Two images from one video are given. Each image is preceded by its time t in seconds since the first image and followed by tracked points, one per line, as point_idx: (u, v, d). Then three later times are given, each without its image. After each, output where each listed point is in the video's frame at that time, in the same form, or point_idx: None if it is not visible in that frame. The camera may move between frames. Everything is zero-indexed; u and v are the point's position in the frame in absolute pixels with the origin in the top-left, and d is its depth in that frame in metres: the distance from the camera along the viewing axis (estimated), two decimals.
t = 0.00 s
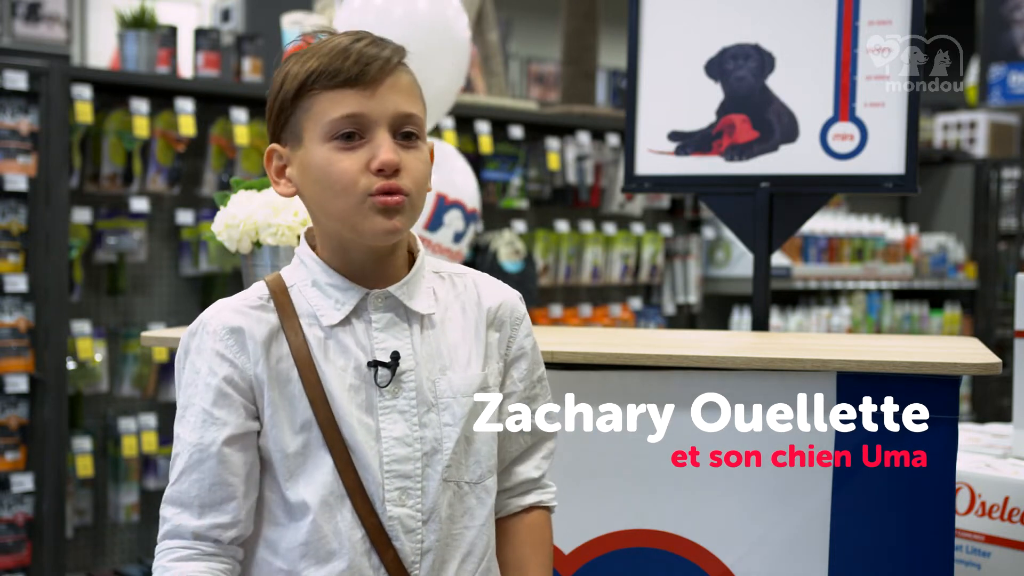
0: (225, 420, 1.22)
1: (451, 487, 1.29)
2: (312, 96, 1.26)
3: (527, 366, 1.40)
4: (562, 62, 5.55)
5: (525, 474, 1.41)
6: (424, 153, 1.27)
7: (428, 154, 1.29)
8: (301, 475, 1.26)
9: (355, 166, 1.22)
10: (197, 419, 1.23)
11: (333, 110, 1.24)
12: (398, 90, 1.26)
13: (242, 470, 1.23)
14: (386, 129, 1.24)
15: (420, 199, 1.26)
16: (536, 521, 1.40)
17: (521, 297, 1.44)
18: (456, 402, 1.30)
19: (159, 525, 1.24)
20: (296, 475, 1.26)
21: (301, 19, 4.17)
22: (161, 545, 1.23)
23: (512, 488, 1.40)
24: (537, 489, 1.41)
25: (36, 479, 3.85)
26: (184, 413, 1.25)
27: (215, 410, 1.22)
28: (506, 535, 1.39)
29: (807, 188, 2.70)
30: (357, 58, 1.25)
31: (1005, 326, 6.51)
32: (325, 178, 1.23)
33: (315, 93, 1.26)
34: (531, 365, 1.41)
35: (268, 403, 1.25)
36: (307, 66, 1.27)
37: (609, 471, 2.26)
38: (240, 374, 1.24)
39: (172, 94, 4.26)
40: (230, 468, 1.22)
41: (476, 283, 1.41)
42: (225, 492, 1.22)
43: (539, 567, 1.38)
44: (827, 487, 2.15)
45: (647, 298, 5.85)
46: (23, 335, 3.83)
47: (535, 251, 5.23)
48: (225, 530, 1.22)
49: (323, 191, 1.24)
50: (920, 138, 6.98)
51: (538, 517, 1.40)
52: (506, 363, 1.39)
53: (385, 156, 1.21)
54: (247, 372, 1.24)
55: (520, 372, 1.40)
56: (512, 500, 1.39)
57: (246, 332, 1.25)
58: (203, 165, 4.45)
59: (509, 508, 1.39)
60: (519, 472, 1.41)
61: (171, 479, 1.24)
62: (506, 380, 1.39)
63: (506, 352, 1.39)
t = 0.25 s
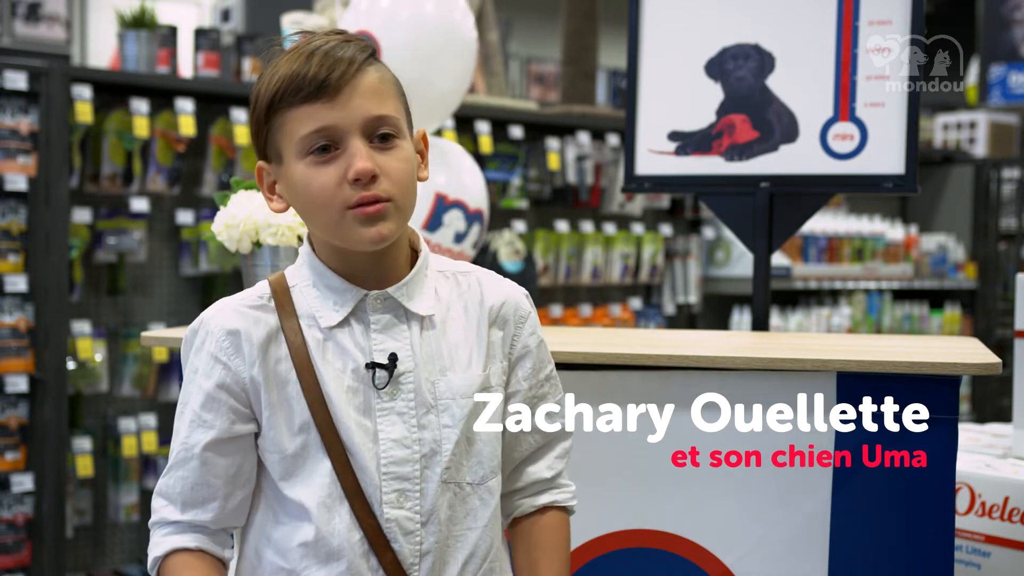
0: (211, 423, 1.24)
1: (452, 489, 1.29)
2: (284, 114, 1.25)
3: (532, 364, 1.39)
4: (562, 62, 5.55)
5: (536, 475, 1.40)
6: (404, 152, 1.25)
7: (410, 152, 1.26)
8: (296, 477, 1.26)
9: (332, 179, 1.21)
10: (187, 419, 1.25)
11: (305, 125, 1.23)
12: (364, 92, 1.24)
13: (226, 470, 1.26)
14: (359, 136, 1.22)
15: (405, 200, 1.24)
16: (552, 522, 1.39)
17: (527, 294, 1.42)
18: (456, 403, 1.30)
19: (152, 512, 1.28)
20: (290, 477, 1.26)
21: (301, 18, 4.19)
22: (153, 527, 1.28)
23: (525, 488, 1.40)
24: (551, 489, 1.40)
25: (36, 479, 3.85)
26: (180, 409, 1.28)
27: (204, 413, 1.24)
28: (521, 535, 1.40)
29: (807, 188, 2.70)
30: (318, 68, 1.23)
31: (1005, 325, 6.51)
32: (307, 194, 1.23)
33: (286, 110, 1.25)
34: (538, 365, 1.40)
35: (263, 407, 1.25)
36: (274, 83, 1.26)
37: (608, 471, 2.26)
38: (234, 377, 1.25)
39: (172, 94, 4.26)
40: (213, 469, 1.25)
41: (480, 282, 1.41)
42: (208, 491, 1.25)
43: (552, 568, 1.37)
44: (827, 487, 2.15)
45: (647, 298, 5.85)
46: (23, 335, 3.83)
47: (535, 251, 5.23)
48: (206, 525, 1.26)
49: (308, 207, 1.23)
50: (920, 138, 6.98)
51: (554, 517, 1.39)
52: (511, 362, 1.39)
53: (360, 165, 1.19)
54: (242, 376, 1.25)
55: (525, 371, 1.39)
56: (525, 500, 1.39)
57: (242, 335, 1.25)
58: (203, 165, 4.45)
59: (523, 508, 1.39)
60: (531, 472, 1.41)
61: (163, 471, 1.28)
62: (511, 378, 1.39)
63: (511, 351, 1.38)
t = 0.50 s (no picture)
0: (213, 421, 1.25)
1: (452, 492, 1.29)
2: (285, 118, 1.24)
3: (539, 368, 1.40)
4: (562, 62, 5.55)
5: (548, 467, 1.40)
6: (406, 153, 1.23)
7: (414, 153, 1.24)
8: (295, 477, 1.26)
9: (332, 183, 1.19)
10: (190, 417, 1.26)
11: (305, 129, 1.22)
12: (364, 94, 1.22)
13: (226, 470, 1.26)
14: (359, 139, 1.21)
15: (408, 202, 1.22)
16: (566, 513, 1.38)
17: (533, 298, 1.42)
18: (459, 406, 1.30)
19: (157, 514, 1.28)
20: (290, 476, 1.26)
21: (301, 18, 4.20)
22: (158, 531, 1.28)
23: (540, 481, 1.41)
24: (564, 481, 1.40)
25: (36, 479, 3.85)
26: (184, 409, 1.28)
27: (205, 411, 1.25)
28: (536, 527, 1.39)
29: (807, 188, 2.70)
30: (316, 71, 1.22)
31: (1005, 326, 6.51)
32: (309, 199, 1.21)
33: (287, 114, 1.24)
34: (545, 369, 1.40)
35: (265, 406, 1.25)
36: (275, 88, 1.25)
37: (608, 472, 2.26)
38: (237, 375, 1.25)
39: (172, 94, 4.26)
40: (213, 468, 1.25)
41: (485, 284, 1.40)
42: (207, 490, 1.25)
43: (565, 557, 1.37)
44: (827, 487, 2.15)
45: (647, 298, 5.85)
46: (23, 335, 3.83)
47: (535, 251, 5.23)
48: (207, 526, 1.25)
49: (310, 212, 1.22)
50: (920, 138, 6.98)
51: (567, 508, 1.39)
52: (517, 366, 1.39)
53: (358, 168, 1.18)
54: (245, 374, 1.25)
55: (533, 375, 1.40)
56: (540, 493, 1.40)
57: (245, 332, 1.26)
58: (203, 165, 4.45)
59: (538, 500, 1.39)
60: (545, 465, 1.40)
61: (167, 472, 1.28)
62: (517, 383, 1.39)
63: (517, 356, 1.39)
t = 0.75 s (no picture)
0: (231, 412, 1.23)
1: (453, 495, 1.29)
2: (316, 109, 1.26)
3: (539, 374, 1.40)
4: (562, 62, 5.55)
5: (546, 472, 1.41)
6: (431, 162, 1.25)
7: (438, 162, 1.27)
8: (298, 474, 1.26)
9: (356, 182, 1.22)
10: (204, 411, 1.24)
11: (335, 124, 1.23)
12: (399, 99, 1.24)
13: (245, 465, 1.24)
14: (388, 142, 1.23)
15: (427, 211, 1.24)
16: (561, 518, 1.39)
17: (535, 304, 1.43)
18: (463, 408, 1.30)
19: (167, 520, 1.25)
20: (293, 473, 1.26)
21: (301, 18, 4.21)
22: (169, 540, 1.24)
23: (536, 487, 1.41)
24: (561, 486, 1.41)
25: (36, 479, 3.85)
26: (192, 405, 1.26)
27: (222, 402, 1.23)
28: (532, 533, 1.40)
29: (807, 188, 2.70)
30: (357, 68, 1.23)
31: (1005, 326, 6.51)
32: (330, 194, 1.23)
33: (317, 106, 1.25)
34: (545, 376, 1.41)
35: (273, 399, 1.25)
36: (310, 77, 1.26)
37: (608, 472, 2.25)
38: (248, 367, 1.25)
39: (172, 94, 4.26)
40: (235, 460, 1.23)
41: (488, 289, 1.41)
42: (227, 485, 1.23)
43: (566, 561, 1.38)
44: (827, 487, 2.15)
45: (647, 298, 5.85)
46: (23, 335, 3.83)
47: (535, 251, 5.23)
48: (229, 522, 1.22)
49: (328, 206, 1.24)
50: (920, 138, 6.98)
51: (565, 514, 1.40)
52: (519, 372, 1.40)
53: (384, 173, 1.20)
54: (256, 365, 1.25)
55: (535, 381, 1.40)
56: (536, 499, 1.40)
57: (255, 324, 1.26)
58: (203, 165, 4.45)
59: (534, 506, 1.40)
60: (543, 472, 1.42)
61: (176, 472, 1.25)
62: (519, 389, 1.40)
63: (520, 361, 1.39)
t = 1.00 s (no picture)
0: (258, 405, 1.22)
1: (453, 502, 1.30)
2: (378, 95, 1.27)
3: (535, 387, 1.43)
4: (562, 62, 5.55)
5: (524, 484, 1.42)
6: (474, 174, 1.30)
7: (478, 175, 1.31)
8: (302, 472, 1.25)
9: (405, 174, 1.24)
10: (225, 405, 1.22)
11: (396, 115, 1.26)
12: (464, 109, 1.28)
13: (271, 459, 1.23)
14: (443, 145, 1.26)
15: (462, 218, 1.28)
16: (531, 529, 1.41)
17: (532, 319, 1.46)
18: (470, 414, 1.31)
19: (181, 517, 1.22)
20: (297, 471, 1.25)
21: (301, 18, 4.21)
22: (186, 538, 1.21)
23: (512, 498, 1.42)
24: (534, 500, 1.43)
25: (36, 479, 3.85)
26: (204, 398, 1.23)
27: (248, 395, 1.22)
28: (503, 543, 1.41)
29: (807, 188, 2.70)
30: (431, 68, 1.27)
31: (1005, 325, 6.50)
32: (375, 180, 1.25)
33: (380, 93, 1.27)
34: (540, 389, 1.43)
35: (286, 393, 1.25)
36: (379, 65, 1.28)
37: (609, 472, 2.25)
38: (262, 360, 1.24)
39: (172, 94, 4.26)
40: (265, 455, 1.22)
41: (490, 301, 1.43)
42: (258, 480, 1.22)
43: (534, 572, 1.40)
44: (827, 487, 2.15)
45: (647, 298, 5.85)
46: (23, 335, 3.83)
47: (535, 251, 5.23)
48: (255, 521, 1.22)
49: (369, 191, 1.26)
50: (920, 138, 6.98)
51: (534, 526, 1.42)
52: (515, 384, 1.41)
53: (437, 172, 1.24)
54: (269, 359, 1.25)
55: (529, 393, 1.42)
56: (511, 511, 1.41)
57: (270, 318, 1.26)
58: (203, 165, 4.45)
59: (508, 517, 1.41)
60: (520, 484, 1.43)
61: (192, 468, 1.22)
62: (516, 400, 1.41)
63: (517, 373, 1.41)
